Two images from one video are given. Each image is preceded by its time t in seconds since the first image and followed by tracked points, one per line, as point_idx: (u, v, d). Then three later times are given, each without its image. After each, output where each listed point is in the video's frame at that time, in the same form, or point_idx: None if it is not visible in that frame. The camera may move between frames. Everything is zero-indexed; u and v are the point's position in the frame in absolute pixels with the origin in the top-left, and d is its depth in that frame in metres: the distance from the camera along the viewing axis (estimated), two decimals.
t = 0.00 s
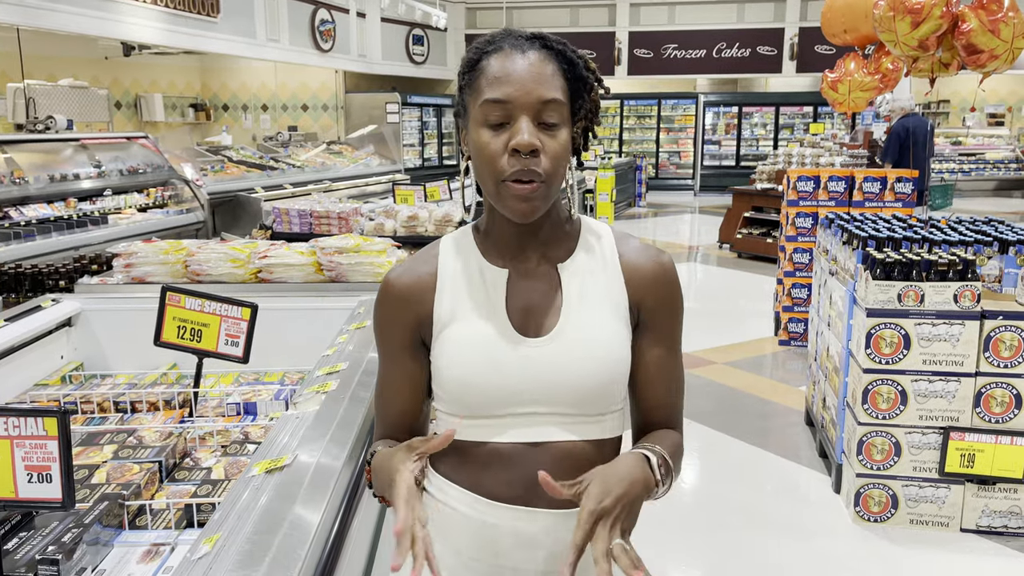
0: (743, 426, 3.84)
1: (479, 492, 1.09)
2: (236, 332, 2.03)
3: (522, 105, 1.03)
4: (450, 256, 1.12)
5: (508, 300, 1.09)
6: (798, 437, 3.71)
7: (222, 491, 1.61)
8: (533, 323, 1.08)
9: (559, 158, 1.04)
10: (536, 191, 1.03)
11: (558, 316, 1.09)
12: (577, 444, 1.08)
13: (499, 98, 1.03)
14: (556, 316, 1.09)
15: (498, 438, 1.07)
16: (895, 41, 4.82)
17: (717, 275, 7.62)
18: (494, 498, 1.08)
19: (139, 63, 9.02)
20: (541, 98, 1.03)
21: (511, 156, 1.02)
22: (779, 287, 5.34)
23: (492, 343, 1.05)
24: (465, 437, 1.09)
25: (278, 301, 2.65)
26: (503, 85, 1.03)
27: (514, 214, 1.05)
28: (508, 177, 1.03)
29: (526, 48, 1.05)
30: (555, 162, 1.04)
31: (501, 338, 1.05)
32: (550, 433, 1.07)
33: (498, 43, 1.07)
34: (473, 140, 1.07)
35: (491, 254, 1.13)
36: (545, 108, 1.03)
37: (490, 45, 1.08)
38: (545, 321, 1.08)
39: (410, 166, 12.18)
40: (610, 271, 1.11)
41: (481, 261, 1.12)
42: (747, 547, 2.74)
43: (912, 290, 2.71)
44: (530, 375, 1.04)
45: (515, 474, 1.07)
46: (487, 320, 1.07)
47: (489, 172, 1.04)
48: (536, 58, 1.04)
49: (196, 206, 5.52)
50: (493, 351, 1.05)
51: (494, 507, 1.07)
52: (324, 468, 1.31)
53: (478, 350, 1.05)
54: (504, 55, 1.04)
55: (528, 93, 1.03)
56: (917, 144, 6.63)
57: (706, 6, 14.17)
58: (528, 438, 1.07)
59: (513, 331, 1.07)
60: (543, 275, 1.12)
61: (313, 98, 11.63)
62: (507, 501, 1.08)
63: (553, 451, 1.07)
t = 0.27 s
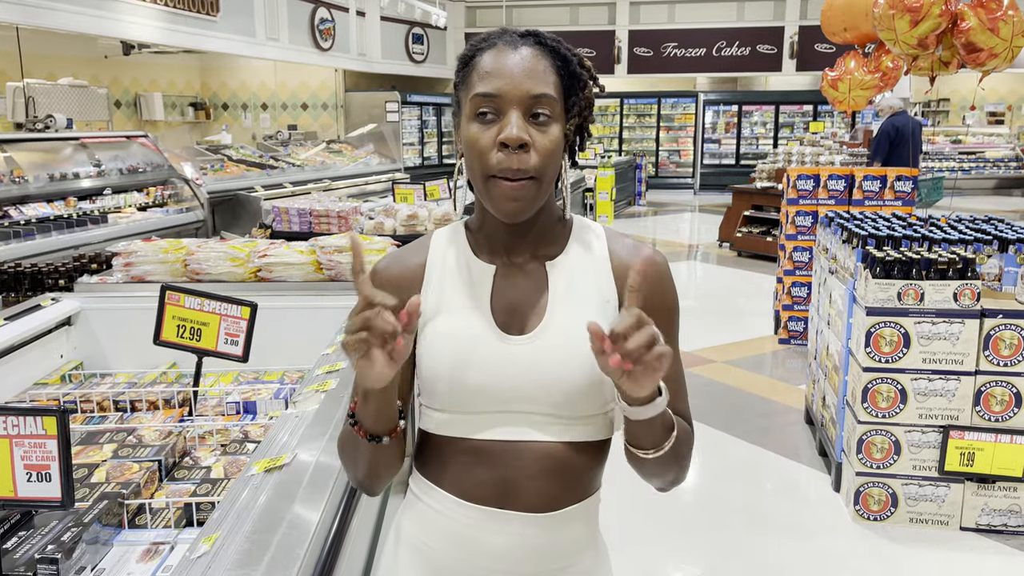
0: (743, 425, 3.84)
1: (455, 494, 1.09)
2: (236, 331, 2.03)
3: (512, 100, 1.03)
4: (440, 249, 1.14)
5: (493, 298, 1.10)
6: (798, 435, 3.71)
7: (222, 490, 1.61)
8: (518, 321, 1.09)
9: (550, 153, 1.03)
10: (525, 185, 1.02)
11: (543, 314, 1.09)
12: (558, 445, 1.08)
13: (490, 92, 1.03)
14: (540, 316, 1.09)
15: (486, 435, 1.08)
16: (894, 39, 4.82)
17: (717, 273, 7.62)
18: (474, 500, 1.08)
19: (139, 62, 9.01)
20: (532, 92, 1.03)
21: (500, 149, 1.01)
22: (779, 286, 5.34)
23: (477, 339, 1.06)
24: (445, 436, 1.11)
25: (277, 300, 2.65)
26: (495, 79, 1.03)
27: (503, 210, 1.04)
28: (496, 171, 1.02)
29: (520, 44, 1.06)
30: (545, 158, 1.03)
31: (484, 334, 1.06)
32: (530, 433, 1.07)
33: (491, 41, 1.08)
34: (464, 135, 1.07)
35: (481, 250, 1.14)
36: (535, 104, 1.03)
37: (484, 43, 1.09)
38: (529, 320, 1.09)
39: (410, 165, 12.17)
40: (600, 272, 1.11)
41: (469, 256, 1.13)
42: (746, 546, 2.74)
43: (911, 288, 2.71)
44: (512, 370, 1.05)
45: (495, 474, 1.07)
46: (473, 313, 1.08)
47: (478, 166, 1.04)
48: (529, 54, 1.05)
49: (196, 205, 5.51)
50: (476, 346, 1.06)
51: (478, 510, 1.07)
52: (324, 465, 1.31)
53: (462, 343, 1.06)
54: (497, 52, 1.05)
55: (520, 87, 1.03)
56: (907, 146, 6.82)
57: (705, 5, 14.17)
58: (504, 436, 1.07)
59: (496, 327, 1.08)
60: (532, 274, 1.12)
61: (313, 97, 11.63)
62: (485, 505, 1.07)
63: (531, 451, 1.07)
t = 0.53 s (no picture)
0: (745, 424, 3.84)
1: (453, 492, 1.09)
2: (239, 330, 2.04)
3: (504, 120, 1.02)
4: (430, 255, 1.12)
5: (484, 299, 1.08)
6: (800, 434, 3.70)
7: (225, 488, 1.61)
8: (509, 319, 1.07)
9: (542, 171, 1.04)
10: (518, 206, 1.04)
11: (534, 312, 1.08)
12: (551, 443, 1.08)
13: (482, 111, 1.02)
14: (532, 315, 1.07)
15: (479, 437, 1.08)
16: (897, 38, 4.83)
17: (719, 272, 7.61)
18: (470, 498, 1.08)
19: (141, 61, 9.02)
20: (524, 112, 1.02)
21: (494, 172, 1.01)
22: (782, 285, 5.33)
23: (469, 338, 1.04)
24: (437, 436, 1.10)
25: (280, 299, 2.65)
26: (486, 98, 1.02)
27: (495, 227, 1.05)
28: (490, 192, 1.03)
29: (510, 56, 1.03)
30: (538, 176, 1.04)
31: (477, 336, 1.05)
32: (522, 434, 1.07)
33: (480, 50, 1.05)
34: (454, 149, 1.06)
35: (471, 253, 1.13)
36: (528, 122, 1.02)
37: (472, 49, 1.05)
38: (519, 319, 1.07)
39: (412, 164, 12.17)
40: (590, 270, 1.10)
41: (460, 258, 1.12)
42: (748, 544, 2.74)
43: (914, 287, 2.71)
44: (503, 370, 1.04)
45: (488, 474, 1.07)
46: (465, 314, 1.06)
47: (472, 185, 1.04)
48: (520, 68, 1.02)
49: (198, 204, 5.52)
50: (468, 346, 1.04)
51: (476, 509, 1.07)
52: (327, 466, 1.31)
53: (456, 344, 1.04)
54: (487, 65, 1.03)
55: (512, 107, 1.01)
56: (905, 144, 6.99)
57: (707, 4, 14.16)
58: (495, 439, 1.07)
59: (487, 326, 1.06)
60: (522, 275, 1.11)
61: (315, 96, 11.63)
62: (482, 502, 1.08)
63: (526, 450, 1.07)
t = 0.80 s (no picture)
0: (749, 423, 3.83)
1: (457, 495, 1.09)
2: (244, 329, 2.04)
3: (496, 119, 1.02)
4: (424, 263, 1.11)
5: (483, 302, 1.08)
6: (805, 434, 3.70)
7: (230, 487, 1.61)
8: (509, 321, 1.07)
9: (538, 168, 1.04)
10: (517, 204, 1.03)
11: (533, 313, 1.08)
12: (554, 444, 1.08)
13: (472, 112, 1.02)
14: (532, 316, 1.07)
15: (479, 438, 1.07)
16: (902, 36, 4.84)
17: (724, 271, 7.60)
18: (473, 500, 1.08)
19: (146, 61, 9.05)
20: (514, 109, 1.02)
21: (490, 172, 1.01)
22: (786, 284, 5.32)
23: (468, 340, 1.04)
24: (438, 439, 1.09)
25: (284, 298, 2.66)
26: (475, 98, 1.01)
27: (494, 227, 1.04)
28: (488, 191, 1.02)
29: (494, 54, 1.03)
30: (535, 172, 1.03)
31: (476, 341, 1.04)
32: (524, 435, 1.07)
33: (462, 51, 1.05)
34: (446, 153, 1.05)
35: (468, 258, 1.12)
36: (520, 119, 1.02)
37: (455, 51, 1.05)
38: (520, 320, 1.07)
39: (416, 163, 12.17)
40: (588, 268, 1.11)
41: (457, 262, 1.11)
42: (753, 544, 2.74)
43: (919, 286, 2.70)
44: (504, 371, 1.03)
45: (492, 475, 1.07)
46: (462, 318, 1.06)
47: (468, 188, 1.04)
48: (506, 65, 1.02)
49: (203, 203, 5.53)
50: (468, 349, 1.04)
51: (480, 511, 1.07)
52: (332, 464, 1.31)
53: (455, 347, 1.04)
54: (473, 65, 1.02)
55: (502, 105, 1.01)
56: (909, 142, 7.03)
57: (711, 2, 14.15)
58: (496, 440, 1.07)
59: (487, 328, 1.06)
60: (520, 275, 1.11)
61: (319, 95, 11.66)
62: (486, 504, 1.08)
63: (528, 453, 1.07)
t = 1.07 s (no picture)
0: (755, 423, 3.82)
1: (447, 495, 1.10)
2: (250, 328, 2.05)
3: (483, 99, 1.02)
4: (411, 256, 1.12)
5: (469, 300, 1.09)
6: (811, 433, 3.69)
7: (237, 485, 1.61)
8: (497, 323, 1.07)
9: (526, 150, 1.03)
10: (503, 185, 1.02)
11: (523, 315, 1.07)
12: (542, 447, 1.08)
13: (460, 91, 1.02)
14: (521, 318, 1.07)
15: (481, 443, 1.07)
16: (909, 35, 4.83)
17: (730, 271, 7.59)
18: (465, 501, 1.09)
19: (152, 61, 9.07)
20: (503, 89, 1.02)
21: (473, 150, 1.01)
22: (792, 284, 5.30)
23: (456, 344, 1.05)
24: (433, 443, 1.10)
25: (291, 298, 2.67)
26: (463, 77, 1.02)
27: (480, 210, 1.04)
28: (473, 171, 1.02)
29: (486, 37, 1.04)
30: (521, 155, 1.03)
31: (461, 342, 1.05)
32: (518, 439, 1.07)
33: (455, 34, 1.05)
34: (433, 134, 1.05)
35: (456, 252, 1.13)
36: (508, 100, 1.02)
37: (448, 35, 1.06)
38: (509, 323, 1.07)
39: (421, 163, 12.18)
40: (578, 267, 1.10)
41: (444, 257, 1.12)
42: (759, 544, 2.73)
43: (926, 286, 2.69)
44: (491, 373, 1.04)
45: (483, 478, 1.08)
46: (447, 319, 1.07)
47: (452, 167, 1.03)
48: (497, 47, 1.03)
49: (209, 203, 5.54)
50: (453, 352, 1.05)
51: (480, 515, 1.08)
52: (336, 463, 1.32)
53: (443, 350, 1.05)
54: (464, 46, 1.03)
55: (490, 84, 1.01)
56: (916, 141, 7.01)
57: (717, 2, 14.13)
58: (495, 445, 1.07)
59: (474, 331, 1.06)
60: (508, 274, 1.10)
61: (325, 95, 11.68)
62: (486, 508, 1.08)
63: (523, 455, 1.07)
